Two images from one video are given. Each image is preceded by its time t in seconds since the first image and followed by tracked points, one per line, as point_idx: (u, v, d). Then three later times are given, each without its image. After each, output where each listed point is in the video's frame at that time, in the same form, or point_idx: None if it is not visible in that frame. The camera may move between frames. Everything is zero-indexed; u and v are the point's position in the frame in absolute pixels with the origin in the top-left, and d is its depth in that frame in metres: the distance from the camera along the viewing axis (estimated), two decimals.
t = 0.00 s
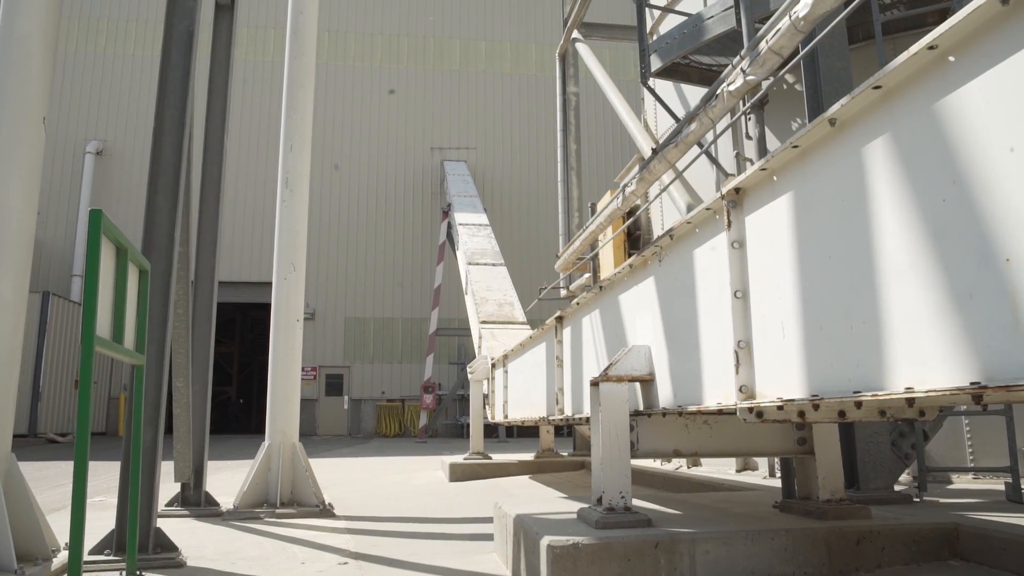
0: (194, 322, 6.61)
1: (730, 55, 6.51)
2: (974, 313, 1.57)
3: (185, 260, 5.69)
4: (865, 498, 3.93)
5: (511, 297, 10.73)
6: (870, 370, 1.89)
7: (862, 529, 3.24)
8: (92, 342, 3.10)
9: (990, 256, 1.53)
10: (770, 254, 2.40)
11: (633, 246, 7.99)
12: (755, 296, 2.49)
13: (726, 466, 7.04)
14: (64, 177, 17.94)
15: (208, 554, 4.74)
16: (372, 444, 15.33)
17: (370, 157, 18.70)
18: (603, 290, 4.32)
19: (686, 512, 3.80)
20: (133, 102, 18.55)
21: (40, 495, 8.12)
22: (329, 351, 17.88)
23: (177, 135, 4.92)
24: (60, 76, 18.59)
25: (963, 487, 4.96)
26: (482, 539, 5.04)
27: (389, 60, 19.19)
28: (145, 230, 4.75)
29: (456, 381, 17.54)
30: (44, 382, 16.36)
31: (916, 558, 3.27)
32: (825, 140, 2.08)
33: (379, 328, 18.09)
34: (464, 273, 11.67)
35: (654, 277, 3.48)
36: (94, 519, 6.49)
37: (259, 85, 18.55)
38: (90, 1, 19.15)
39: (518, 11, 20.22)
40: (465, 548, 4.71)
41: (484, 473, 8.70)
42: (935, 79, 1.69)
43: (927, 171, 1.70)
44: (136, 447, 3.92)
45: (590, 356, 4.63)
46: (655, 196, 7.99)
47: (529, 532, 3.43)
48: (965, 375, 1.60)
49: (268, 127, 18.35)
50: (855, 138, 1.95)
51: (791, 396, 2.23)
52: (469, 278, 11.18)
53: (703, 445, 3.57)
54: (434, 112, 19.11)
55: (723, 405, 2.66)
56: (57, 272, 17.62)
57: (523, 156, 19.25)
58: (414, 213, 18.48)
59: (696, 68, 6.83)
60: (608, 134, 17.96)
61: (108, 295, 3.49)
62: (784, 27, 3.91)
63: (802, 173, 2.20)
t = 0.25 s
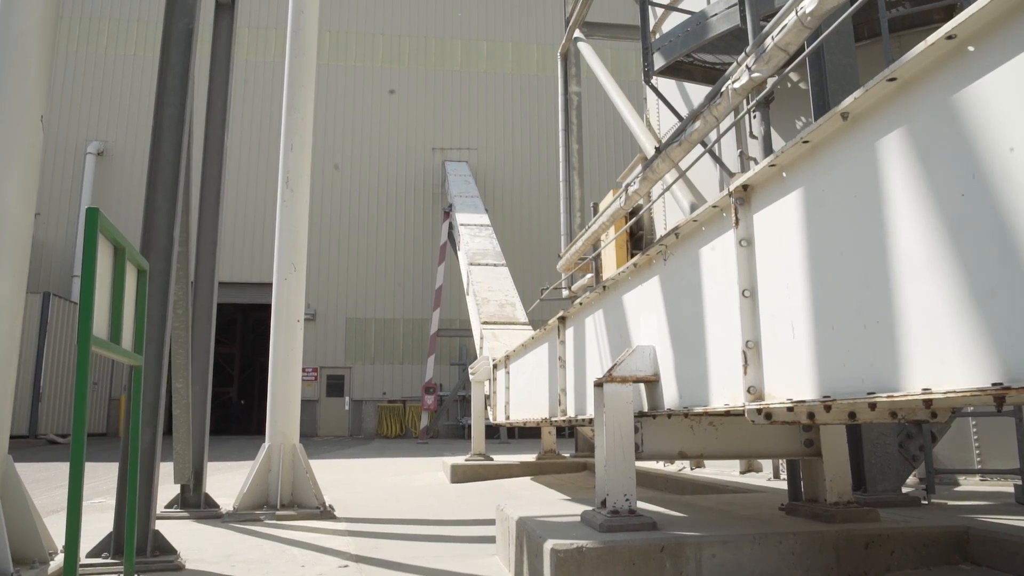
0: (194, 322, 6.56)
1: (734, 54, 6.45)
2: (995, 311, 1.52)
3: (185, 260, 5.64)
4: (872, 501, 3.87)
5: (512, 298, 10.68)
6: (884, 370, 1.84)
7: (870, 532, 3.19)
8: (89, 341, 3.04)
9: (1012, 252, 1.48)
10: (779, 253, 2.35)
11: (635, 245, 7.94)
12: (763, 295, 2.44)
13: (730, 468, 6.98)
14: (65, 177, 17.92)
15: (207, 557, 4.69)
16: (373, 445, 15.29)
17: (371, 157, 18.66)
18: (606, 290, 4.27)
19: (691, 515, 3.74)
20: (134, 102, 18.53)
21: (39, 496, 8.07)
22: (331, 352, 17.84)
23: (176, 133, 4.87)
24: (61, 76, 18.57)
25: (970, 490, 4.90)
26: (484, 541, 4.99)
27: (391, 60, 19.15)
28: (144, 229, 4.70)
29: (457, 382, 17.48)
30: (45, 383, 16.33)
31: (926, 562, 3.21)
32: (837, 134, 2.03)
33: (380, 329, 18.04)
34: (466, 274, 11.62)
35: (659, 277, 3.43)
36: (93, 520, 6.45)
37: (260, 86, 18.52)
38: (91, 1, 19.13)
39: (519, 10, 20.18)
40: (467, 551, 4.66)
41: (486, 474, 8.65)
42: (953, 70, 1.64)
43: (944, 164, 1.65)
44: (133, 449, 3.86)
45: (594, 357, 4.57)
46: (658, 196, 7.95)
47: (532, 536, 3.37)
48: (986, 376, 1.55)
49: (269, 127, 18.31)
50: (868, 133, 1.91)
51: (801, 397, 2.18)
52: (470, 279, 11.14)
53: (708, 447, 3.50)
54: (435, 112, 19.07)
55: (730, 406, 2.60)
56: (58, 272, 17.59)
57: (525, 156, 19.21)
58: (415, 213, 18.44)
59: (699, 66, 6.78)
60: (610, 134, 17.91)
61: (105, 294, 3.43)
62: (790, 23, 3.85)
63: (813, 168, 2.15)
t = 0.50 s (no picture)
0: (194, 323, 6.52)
1: (738, 53, 6.40)
2: (1017, 311, 1.47)
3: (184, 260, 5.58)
4: (880, 504, 3.81)
5: (513, 299, 10.63)
6: (899, 372, 1.79)
7: (879, 537, 3.13)
8: (85, 342, 2.98)
9: None
10: (788, 251, 2.30)
11: (637, 246, 7.89)
12: (772, 295, 2.38)
13: (733, 470, 6.93)
14: (65, 178, 17.90)
15: (206, 561, 4.63)
16: (374, 446, 15.25)
17: (371, 158, 18.63)
18: (610, 290, 4.22)
19: (696, 519, 3.69)
20: (135, 103, 18.51)
21: (38, 499, 8.03)
22: (331, 353, 17.80)
23: (175, 133, 4.82)
24: (62, 77, 18.54)
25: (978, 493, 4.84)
26: (486, 545, 4.94)
27: (391, 61, 19.12)
28: (142, 229, 4.66)
29: (458, 384, 17.44)
30: (45, 384, 16.30)
31: (937, 567, 3.15)
32: (848, 129, 1.99)
33: (381, 330, 18.00)
34: (466, 275, 11.57)
35: (664, 277, 3.38)
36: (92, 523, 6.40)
37: (260, 87, 18.49)
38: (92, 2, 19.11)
39: (520, 11, 20.14)
40: (469, 554, 4.61)
41: (487, 476, 8.60)
42: (971, 62, 1.59)
43: (963, 158, 1.60)
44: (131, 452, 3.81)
45: (597, 358, 4.52)
46: (660, 196, 7.91)
47: (535, 540, 3.33)
48: (1008, 378, 1.50)
49: (270, 128, 18.28)
50: (882, 127, 1.85)
51: (812, 400, 2.13)
52: (471, 280, 11.09)
53: (714, 449, 3.45)
54: (436, 113, 19.03)
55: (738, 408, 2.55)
56: (58, 274, 17.56)
57: (526, 157, 19.16)
58: (416, 214, 18.40)
59: (702, 65, 6.73)
60: (611, 134, 17.87)
61: (102, 295, 3.38)
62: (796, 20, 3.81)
63: (824, 164, 2.10)
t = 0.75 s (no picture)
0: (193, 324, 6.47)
1: (741, 52, 6.35)
2: None
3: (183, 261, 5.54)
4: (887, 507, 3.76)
5: (514, 300, 10.58)
6: (915, 373, 1.74)
7: (889, 541, 3.07)
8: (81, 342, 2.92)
9: None
10: (797, 249, 2.25)
11: (639, 246, 7.84)
12: (782, 294, 2.33)
13: (737, 472, 6.86)
14: (66, 180, 17.87)
15: (205, 565, 4.58)
16: (376, 448, 15.20)
17: (372, 159, 18.58)
18: (614, 291, 4.16)
19: (701, 522, 3.63)
20: (135, 104, 18.47)
21: (37, 500, 7.98)
22: (332, 354, 17.75)
23: (174, 132, 4.77)
24: (62, 78, 18.51)
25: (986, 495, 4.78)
26: (488, 548, 4.88)
27: (392, 61, 19.08)
28: (141, 229, 4.61)
29: (459, 385, 17.38)
30: (45, 386, 16.26)
31: (946, 571, 3.09)
32: (861, 125, 1.94)
33: (382, 331, 17.95)
34: (468, 276, 11.53)
35: (669, 277, 3.33)
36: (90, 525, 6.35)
37: (261, 88, 18.45)
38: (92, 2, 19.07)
39: (521, 12, 20.11)
40: (471, 558, 4.56)
41: (489, 479, 8.54)
42: (991, 53, 1.54)
43: (984, 153, 1.55)
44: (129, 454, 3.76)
45: (600, 359, 4.47)
46: (663, 197, 7.87)
47: (539, 544, 3.27)
48: None
49: (271, 129, 18.24)
50: (896, 121, 1.80)
51: (824, 402, 2.08)
52: (472, 281, 11.05)
53: (720, 451, 3.40)
54: (437, 114, 18.99)
55: (745, 411, 2.50)
56: (58, 275, 17.51)
57: (527, 158, 19.11)
58: (417, 215, 18.36)
59: (705, 64, 6.69)
60: (613, 135, 17.82)
61: (98, 297, 3.32)
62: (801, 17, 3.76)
63: (835, 160, 2.05)
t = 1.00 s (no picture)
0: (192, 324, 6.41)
1: (744, 50, 6.30)
2: None
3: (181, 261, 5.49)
4: (894, 510, 3.71)
5: (515, 301, 10.53)
6: (931, 374, 1.69)
7: (898, 545, 3.02)
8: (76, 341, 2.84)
9: None
10: (806, 246, 2.20)
11: (641, 246, 7.79)
12: (790, 292, 2.28)
13: (740, 474, 6.81)
14: (65, 181, 17.83)
15: (203, 568, 4.53)
16: (376, 449, 15.15)
17: (372, 160, 18.53)
18: (617, 291, 4.10)
19: (706, 525, 3.58)
20: (135, 105, 18.43)
21: (35, 503, 7.94)
22: (332, 355, 17.69)
23: (171, 131, 4.72)
24: (61, 79, 18.46)
25: (991, 497, 4.73)
26: (489, 551, 4.83)
27: (393, 62, 19.04)
28: (138, 229, 4.56)
29: (460, 386, 17.33)
30: (44, 387, 16.22)
31: None
32: (873, 118, 1.89)
33: (382, 333, 17.89)
34: (468, 277, 11.48)
35: (673, 276, 3.27)
36: (88, 528, 6.29)
37: (261, 89, 18.40)
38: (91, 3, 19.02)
39: (521, 12, 20.07)
40: (472, 561, 4.51)
41: (490, 480, 8.49)
42: (1011, 42, 1.50)
43: (1004, 144, 1.50)
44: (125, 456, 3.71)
45: (602, 359, 4.41)
46: (664, 196, 7.83)
47: (541, 548, 3.22)
48: None
49: (271, 130, 18.19)
50: (910, 114, 1.76)
51: (834, 404, 2.03)
52: (473, 282, 10.99)
53: (724, 453, 3.36)
54: (437, 115, 18.94)
55: (753, 412, 2.45)
56: (57, 276, 17.46)
57: (527, 158, 19.07)
58: (417, 216, 18.31)
59: (707, 63, 6.64)
60: (613, 136, 17.76)
61: (94, 295, 3.27)
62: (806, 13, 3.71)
63: (846, 154, 2.00)
